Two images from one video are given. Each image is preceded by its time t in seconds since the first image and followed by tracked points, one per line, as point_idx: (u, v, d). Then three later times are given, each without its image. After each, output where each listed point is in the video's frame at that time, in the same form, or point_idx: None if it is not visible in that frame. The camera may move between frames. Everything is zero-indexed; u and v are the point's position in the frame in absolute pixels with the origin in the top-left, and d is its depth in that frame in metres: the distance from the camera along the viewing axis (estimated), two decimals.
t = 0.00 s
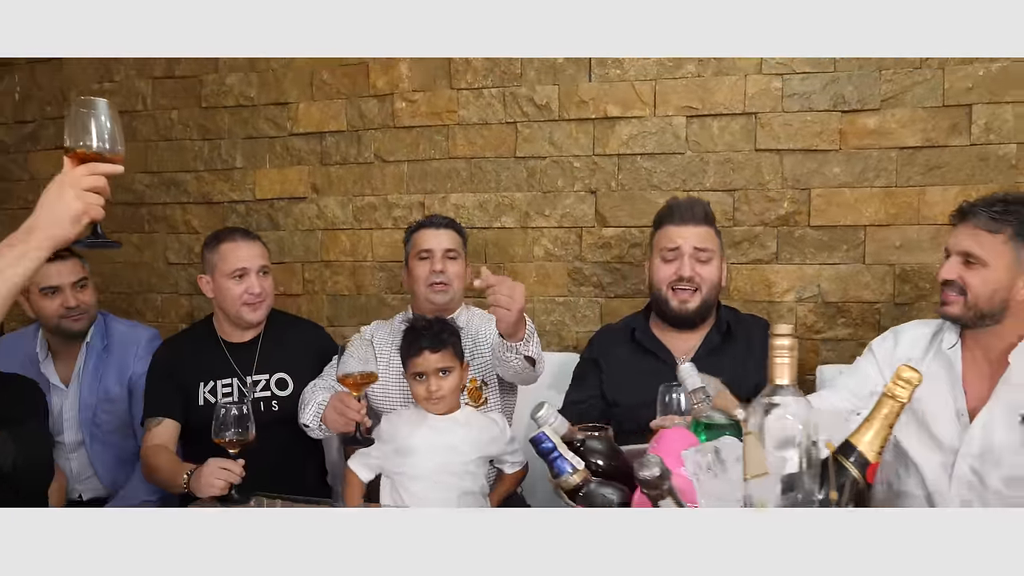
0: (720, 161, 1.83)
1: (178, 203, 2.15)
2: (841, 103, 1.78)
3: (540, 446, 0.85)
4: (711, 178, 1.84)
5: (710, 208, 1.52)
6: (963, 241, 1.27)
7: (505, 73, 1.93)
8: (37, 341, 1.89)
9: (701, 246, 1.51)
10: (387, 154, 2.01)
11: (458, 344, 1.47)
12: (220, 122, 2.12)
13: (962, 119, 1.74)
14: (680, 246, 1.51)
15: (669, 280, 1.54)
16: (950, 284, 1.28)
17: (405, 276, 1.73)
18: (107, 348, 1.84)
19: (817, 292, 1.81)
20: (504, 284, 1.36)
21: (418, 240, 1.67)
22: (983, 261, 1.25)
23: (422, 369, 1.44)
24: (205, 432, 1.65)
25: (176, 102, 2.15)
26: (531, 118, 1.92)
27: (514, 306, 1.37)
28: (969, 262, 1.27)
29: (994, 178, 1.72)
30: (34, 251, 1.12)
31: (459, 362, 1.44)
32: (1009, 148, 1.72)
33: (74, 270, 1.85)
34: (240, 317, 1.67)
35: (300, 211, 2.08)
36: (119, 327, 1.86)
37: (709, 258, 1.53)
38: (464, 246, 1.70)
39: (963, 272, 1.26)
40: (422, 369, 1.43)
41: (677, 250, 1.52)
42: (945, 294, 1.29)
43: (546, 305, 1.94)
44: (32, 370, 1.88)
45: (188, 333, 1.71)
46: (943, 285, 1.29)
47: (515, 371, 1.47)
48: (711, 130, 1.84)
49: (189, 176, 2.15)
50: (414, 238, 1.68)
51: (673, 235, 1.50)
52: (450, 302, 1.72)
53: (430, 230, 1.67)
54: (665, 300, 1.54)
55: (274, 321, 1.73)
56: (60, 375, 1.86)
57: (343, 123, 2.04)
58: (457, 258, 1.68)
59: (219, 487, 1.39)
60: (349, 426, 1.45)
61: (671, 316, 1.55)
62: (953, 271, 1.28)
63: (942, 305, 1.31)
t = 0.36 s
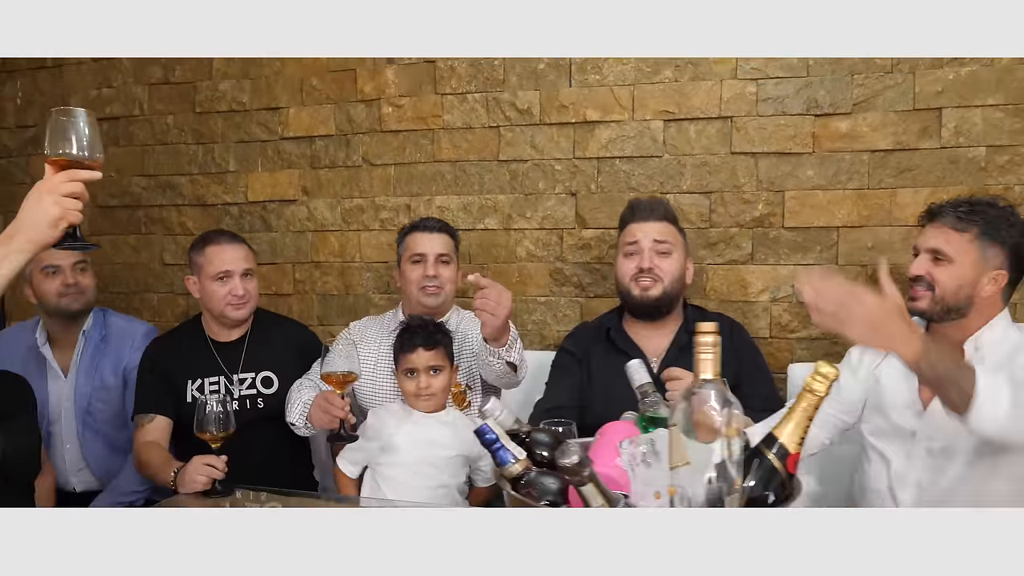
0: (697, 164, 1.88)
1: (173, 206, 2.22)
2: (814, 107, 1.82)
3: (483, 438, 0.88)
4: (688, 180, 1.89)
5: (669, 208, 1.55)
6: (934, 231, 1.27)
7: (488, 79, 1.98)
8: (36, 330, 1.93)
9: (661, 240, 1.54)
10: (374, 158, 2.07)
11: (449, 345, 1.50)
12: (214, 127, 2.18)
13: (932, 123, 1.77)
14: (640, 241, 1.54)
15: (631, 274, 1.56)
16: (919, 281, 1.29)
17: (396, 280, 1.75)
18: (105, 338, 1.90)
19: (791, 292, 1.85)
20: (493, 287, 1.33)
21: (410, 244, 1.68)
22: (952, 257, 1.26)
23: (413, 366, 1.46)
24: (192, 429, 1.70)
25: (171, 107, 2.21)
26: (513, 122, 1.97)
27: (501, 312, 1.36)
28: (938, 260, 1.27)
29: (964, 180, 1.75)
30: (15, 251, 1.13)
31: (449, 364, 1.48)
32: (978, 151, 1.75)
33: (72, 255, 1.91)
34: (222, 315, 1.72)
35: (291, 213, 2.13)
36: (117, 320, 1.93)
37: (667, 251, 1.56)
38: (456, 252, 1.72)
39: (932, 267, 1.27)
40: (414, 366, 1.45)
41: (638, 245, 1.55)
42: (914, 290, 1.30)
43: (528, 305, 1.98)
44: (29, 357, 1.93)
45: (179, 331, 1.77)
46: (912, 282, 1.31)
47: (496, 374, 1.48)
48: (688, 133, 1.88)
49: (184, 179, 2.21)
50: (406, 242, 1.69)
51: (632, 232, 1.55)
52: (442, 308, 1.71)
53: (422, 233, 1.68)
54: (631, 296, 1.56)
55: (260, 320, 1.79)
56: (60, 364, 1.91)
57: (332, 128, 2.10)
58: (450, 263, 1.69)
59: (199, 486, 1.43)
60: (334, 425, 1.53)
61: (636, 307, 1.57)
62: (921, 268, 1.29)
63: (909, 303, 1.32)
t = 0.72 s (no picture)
0: (675, 167, 1.91)
1: (167, 209, 2.27)
2: (789, 111, 1.85)
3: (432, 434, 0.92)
4: (666, 184, 1.92)
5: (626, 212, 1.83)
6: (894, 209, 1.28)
7: (471, 84, 2.02)
8: (37, 327, 2.00)
9: (615, 239, 1.81)
10: (361, 162, 2.11)
11: (432, 348, 1.54)
12: (206, 131, 2.23)
13: (905, 127, 1.80)
14: (598, 241, 1.81)
15: (591, 272, 1.82)
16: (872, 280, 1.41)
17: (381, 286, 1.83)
18: (104, 336, 1.96)
19: (766, 294, 1.87)
20: (464, 303, 1.66)
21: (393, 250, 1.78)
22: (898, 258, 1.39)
23: (395, 365, 1.50)
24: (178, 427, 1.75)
25: (165, 112, 2.27)
26: (496, 126, 2.01)
27: (470, 325, 1.64)
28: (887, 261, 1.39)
29: (937, 182, 1.78)
30: None
31: (430, 366, 1.52)
32: (950, 154, 1.78)
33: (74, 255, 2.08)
34: (208, 315, 1.80)
35: (281, 216, 2.18)
36: (116, 319, 1.99)
37: (625, 250, 1.81)
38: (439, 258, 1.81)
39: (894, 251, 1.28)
40: (394, 364, 1.50)
41: (597, 246, 1.82)
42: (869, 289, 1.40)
43: (511, 305, 2.02)
44: (29, 354, 1.99)
45: (168, 332, 1.82)
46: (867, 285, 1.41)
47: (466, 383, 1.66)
48: (666, 137, 1.91)
49: (178, 182, 2.26)
50: (387, 247, 1.79)
51: (590, 231, 1.82)
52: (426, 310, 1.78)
53: (404, 239, 1.77)
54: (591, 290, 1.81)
55: (247, 320, 1.83)
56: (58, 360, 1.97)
57: (321, 132, 2.14)
58: (431, 268, 1.79)
59: (182, 481, 1.49)
60: (315, 433, 1.58)
61: (597, 304, 1.79)
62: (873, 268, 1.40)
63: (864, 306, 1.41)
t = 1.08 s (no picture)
0: (647, 164, 1.93)
1: (151, 206, 2.26)
2: (760, 107, 1.86)
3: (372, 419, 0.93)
4: (639, 180, 1.93)
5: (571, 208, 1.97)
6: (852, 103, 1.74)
7: (448, 81, 2.04)
8: (20, 323, 2.20)
9: (564, 235, 1.97)
10: (340, 159, 2.13)
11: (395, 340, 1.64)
12: (189, 129, 2.26)
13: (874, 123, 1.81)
14: (548, 237, 1.98)
15: (544, 268, 1.99)
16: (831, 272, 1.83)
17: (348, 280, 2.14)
18: (86, 330, 2.21)
19: (738, 288, 1.89)
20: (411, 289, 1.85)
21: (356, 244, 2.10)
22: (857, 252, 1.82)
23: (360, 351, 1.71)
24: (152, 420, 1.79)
25: (148, 111, 2.29)
26: (472, 123, 2.03)
27: (416, 301, 2.08)
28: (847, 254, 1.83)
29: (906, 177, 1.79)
30: None
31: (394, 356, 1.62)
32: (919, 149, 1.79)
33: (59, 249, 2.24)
34: (181, 310, 2.17)
35: (261, 213, 2.20)
36: (99, 314, 2.22)
37: (574, 244, 1.97)
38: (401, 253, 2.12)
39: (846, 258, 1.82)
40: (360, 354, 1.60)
41: (546, 242, 1.99)
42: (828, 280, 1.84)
43: (488, 302, 2.04)
44: (14, 348, 2.21)
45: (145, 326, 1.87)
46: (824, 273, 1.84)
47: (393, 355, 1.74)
48: (639, 134, 1.92)
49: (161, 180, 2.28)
50: (352, 241, 2.11)
51: (541, 229, 1.99)
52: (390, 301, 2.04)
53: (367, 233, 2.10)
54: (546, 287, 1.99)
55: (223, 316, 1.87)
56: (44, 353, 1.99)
57: (300, 130, 2.16)
58: (395, 259, 2.09)
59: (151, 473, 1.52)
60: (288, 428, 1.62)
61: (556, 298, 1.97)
62: (835, 260, 1.83)
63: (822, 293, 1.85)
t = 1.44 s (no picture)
0: (612, 161, 1.92)
1: (125, 204, 2.30)
2: (723, 104, 1.86)
3: (292, 415, 0.95)
4: (604, 177, 1.93)
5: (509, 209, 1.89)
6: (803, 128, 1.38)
7: (415, 79, 2.05)
8: None
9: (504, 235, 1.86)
10: (311, 157, 2.14)
11: (349, 331, 1.61)
12: (162, 128, 2.27)
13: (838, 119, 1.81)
14: (489, 240, 1.87)
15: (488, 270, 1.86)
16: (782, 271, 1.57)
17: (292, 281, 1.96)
18: (52, 330, 1.96)
19: (703, 286, 1.88)
20: (345, 266, 1.82)
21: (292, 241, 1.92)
22: (809, 248, 1.55)
23: (314, 349, 1.57)
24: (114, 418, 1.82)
25: (123, 109, 2.30)
26: (439, 121, 2.03)
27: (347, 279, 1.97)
28: (798, 251, 1.56)
29: (871, 174, 1.79)
30: None
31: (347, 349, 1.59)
32: (882, 146, 1.79)
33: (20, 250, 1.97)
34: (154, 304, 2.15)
35: (234, 211, 2.22)
36: (64, 312, 1.99)
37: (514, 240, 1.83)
38: (341, 246, 1.95)
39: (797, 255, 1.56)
40: (313, 348, 1.57)
41: (488, 245, 1.87)
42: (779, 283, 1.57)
43: (456, 299, 2.04)
44: None
45: (110, 323, 1.91)
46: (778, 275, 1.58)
47: (364, 349, 1.73)
48: (604, 131, 1.92)
49: (136, 178, 2.30)
50: (291, 239, 1.92)
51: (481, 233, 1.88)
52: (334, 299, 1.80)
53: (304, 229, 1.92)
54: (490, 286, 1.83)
55: (187, 312, 1.90)
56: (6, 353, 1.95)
57: (271, 129, 2.17)
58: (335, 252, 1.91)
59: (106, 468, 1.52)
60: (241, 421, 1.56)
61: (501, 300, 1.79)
62: (786, 259, 1.57)
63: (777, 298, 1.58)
